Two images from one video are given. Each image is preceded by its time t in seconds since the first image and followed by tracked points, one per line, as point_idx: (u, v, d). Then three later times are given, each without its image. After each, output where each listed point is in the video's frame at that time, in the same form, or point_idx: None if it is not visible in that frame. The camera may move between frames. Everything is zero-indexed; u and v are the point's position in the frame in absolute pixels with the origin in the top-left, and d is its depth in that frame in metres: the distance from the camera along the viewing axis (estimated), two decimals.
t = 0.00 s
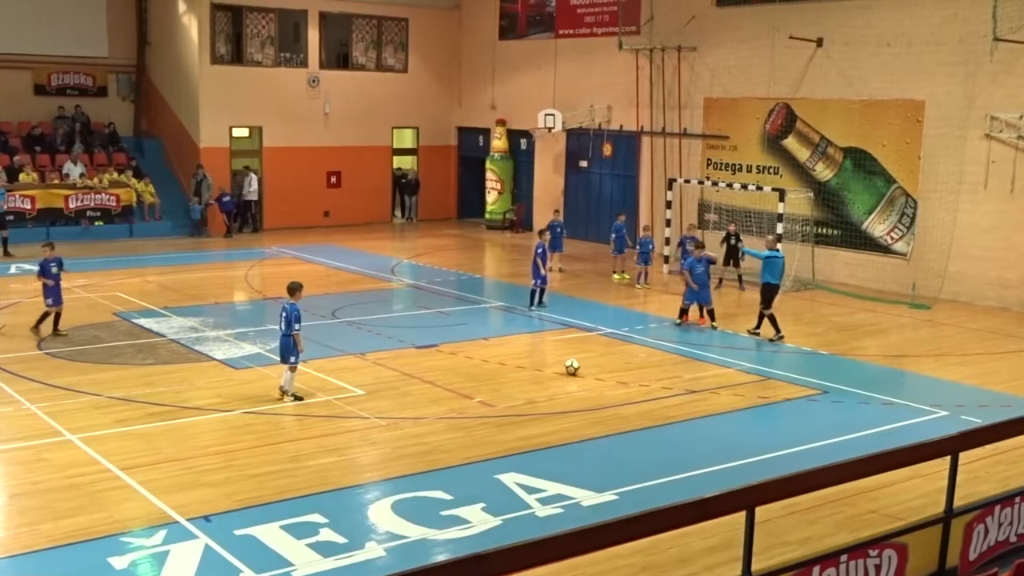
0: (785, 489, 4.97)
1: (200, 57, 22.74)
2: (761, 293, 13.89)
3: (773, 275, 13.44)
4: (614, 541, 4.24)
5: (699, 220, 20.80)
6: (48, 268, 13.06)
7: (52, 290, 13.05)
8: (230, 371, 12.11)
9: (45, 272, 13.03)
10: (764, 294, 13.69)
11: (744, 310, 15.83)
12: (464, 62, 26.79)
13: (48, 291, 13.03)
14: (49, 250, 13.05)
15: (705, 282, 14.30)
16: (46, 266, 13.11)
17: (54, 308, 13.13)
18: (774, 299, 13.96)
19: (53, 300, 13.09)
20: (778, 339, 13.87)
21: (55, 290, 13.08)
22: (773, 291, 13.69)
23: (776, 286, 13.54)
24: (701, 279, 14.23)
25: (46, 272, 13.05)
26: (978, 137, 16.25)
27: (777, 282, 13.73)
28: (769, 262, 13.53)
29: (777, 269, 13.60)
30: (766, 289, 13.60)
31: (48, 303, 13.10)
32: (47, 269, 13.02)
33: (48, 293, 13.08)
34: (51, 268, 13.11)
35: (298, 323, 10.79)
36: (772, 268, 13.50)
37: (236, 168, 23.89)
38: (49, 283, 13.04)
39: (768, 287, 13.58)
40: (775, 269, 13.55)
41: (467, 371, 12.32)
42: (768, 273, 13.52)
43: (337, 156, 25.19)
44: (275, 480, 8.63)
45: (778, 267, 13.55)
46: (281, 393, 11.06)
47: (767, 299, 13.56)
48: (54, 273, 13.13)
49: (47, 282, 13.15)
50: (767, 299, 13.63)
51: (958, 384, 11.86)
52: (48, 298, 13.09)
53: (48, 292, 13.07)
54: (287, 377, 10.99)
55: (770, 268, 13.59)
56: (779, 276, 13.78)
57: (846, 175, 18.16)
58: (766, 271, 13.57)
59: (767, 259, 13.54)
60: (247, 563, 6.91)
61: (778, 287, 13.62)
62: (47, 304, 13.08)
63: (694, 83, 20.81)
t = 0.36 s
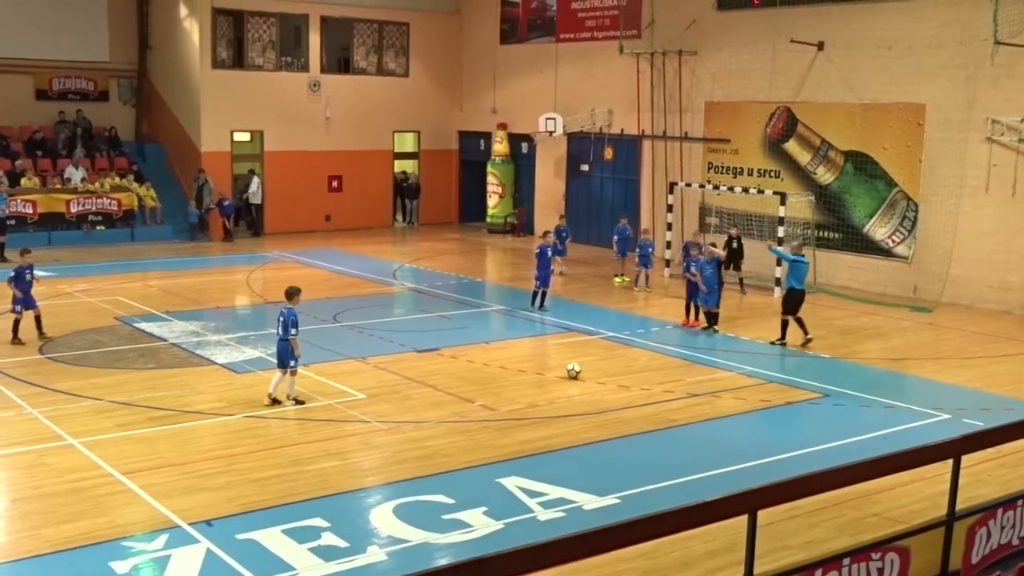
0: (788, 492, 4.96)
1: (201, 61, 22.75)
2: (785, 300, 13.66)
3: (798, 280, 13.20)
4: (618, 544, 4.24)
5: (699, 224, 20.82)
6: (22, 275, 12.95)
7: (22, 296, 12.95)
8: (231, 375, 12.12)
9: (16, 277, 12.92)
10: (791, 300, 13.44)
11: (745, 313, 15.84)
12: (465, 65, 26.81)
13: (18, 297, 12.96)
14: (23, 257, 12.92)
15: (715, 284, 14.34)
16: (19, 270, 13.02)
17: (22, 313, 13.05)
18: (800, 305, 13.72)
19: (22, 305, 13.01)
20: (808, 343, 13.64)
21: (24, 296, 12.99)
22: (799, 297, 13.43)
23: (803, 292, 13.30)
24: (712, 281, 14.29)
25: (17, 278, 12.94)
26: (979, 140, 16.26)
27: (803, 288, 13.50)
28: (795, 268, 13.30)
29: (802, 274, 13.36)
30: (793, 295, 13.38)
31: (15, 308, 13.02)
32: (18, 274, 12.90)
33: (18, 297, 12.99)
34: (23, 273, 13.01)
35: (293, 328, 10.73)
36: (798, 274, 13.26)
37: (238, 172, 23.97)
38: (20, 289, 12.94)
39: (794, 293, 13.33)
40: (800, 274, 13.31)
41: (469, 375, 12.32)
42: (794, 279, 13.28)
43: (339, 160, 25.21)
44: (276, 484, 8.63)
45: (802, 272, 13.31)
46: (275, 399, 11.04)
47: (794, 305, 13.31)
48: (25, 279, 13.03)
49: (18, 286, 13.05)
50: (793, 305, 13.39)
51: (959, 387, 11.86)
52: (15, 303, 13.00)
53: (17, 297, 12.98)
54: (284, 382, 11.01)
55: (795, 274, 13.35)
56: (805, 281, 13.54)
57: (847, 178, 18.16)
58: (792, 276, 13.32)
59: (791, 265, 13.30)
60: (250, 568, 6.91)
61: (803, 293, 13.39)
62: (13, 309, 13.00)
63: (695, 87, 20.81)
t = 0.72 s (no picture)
0: (790, 493, 4.95)
1: (201, 65, 22.77)
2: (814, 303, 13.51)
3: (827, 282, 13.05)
4: (620, 546, 4.23)
5: (700, 225, 20.82)
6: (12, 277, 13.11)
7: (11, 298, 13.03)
8: (233, 378, 12.12)
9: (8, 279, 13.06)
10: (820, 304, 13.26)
11: (746, 314, 15.84)
12: (465, 67, 26.81)
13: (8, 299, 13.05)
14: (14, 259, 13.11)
15: (718, 284, 14.38)
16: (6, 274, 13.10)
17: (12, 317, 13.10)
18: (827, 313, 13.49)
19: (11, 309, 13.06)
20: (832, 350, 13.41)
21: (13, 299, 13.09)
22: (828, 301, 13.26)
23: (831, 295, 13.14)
24: (715, 280, 14.32)
25: (7, 282, 13.02)
26: (980, 140, 16.26)
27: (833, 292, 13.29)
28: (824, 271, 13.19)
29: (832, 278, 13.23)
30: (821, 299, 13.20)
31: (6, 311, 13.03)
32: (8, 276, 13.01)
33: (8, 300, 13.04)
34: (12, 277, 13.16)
35: (288, 331, 10.67)
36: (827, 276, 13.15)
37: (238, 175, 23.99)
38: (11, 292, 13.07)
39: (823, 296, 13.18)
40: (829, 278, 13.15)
41: (470, 377, 12.32)
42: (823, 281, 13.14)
43: (339, 163, 25.21)
44: (278, 487, 8.63)
45: (832, 275, 13.18)
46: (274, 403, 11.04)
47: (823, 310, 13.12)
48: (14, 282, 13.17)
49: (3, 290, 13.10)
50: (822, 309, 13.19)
51: (962, 387, 11.84)
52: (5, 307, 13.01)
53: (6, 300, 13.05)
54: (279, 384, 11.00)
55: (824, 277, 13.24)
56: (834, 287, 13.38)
57: (848, 179, 18.16)
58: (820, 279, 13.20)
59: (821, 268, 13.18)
60: (253, 571, 6.91)
61: (834, 296, 13.19)
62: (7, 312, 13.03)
63: (696, 88, 20.82)
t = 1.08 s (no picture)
0: (791, 492, 4.95)
1: (203, 66, 22.78)
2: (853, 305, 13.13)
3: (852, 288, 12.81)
4: (623, 544, 4.24)
5: (702, 223, 20.82)
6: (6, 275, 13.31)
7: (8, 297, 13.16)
8: (235, 378, 12.12)
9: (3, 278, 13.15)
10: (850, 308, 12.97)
11: (748, 312, 15.84)
12: (467, 66, 26.81)
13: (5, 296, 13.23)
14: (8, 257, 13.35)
15: (725, 283, 14.38)
16: None
17: (11, 314, 13.28)
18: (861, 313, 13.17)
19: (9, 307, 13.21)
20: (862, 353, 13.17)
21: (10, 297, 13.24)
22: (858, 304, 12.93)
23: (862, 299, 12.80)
24: (722, 279, 14.33)
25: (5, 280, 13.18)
26: (982, 137, 16.25)
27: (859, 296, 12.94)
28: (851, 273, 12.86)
29: (861, 280, 12.87)
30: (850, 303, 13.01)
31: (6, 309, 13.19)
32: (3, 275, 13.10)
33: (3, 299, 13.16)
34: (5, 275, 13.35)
35: (286, 331, 10.66)
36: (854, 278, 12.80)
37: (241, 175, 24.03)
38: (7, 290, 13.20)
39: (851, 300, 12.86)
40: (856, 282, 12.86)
41: (472, 376, 12.32)
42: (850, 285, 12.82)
43: (340, 162, 25.20)
44: (280, 487, 8.63)
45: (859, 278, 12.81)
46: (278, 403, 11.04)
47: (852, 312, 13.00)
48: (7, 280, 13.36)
49: None
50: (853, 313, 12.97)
51: (965, 384, 11.83)
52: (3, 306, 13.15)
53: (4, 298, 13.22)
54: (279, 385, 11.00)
55: (853, 280, 12.90)
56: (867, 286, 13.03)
57: (850, 176, 18.15)
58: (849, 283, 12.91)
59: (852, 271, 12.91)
60: (256, 570, 6.92)
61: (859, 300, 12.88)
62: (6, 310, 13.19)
63: (697, 87, 20.81)
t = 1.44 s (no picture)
0: (794, 488, 4.95)
1: (204, 64, 22.78)
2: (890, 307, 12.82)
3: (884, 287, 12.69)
4: (625, 542, 4.24)
5: (704, 220, 20.80)
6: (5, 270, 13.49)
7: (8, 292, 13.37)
8: (238, 376, 12.14)
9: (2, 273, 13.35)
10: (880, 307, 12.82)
11: (750, 310, 15.83)
12: (468, 64, 26.80)
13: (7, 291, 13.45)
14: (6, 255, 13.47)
15: (728, 279, 14.37)
16: None
17: (13, 310, 13.51)
18: (894, 310, 13.10)
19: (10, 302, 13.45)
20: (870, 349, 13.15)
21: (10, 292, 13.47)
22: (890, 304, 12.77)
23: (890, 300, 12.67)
24: (725, 275, 14.33)
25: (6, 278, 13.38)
26: (984, 134, 16.24)
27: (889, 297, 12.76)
28: (884, 273, 12.64)
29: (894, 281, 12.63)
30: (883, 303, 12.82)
31: (6, 305, 13.42)
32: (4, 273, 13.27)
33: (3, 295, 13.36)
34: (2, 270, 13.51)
35: (293, 329, 10.69)
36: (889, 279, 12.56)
37: (242, 174, 24.04)
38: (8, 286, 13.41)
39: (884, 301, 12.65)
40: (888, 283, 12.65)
41: (474, 374, 12.33)
42: (884, 286, 12.58)
43: (342, 161, 25.20)
44: (283, 485, 8.64)
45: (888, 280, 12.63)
46: (282, 399, 11.03)
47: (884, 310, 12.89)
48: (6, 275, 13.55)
49: None
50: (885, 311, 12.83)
51: (967, 381, 11.83)
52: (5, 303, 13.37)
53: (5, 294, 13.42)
54: (286, 383, 10.98)
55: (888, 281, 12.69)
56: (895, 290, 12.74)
57: (852, 173, 18.14)
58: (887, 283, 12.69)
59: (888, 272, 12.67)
60: (259, 568, 6.92)
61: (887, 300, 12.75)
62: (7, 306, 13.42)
63: (699, 84, 20.79)
